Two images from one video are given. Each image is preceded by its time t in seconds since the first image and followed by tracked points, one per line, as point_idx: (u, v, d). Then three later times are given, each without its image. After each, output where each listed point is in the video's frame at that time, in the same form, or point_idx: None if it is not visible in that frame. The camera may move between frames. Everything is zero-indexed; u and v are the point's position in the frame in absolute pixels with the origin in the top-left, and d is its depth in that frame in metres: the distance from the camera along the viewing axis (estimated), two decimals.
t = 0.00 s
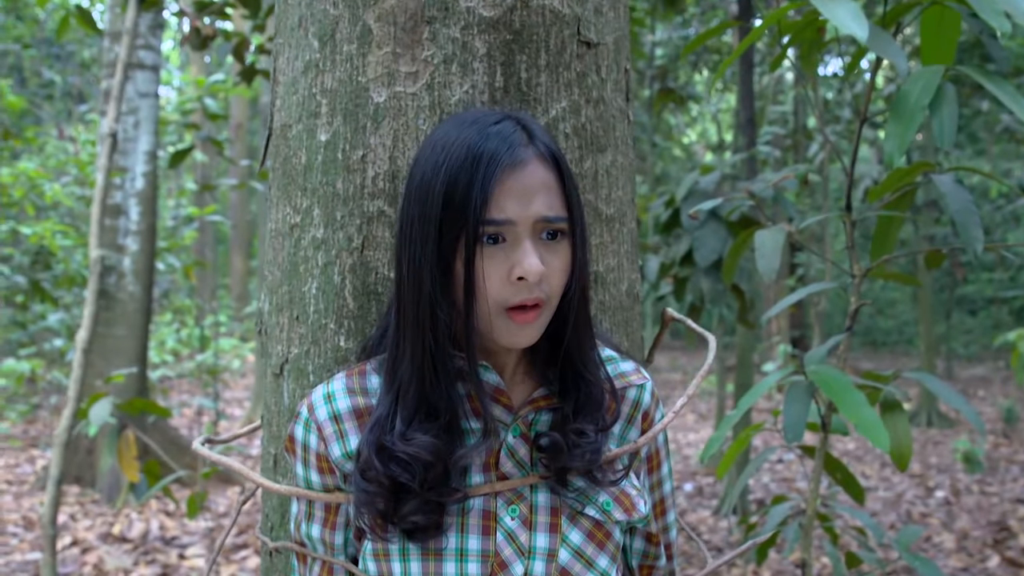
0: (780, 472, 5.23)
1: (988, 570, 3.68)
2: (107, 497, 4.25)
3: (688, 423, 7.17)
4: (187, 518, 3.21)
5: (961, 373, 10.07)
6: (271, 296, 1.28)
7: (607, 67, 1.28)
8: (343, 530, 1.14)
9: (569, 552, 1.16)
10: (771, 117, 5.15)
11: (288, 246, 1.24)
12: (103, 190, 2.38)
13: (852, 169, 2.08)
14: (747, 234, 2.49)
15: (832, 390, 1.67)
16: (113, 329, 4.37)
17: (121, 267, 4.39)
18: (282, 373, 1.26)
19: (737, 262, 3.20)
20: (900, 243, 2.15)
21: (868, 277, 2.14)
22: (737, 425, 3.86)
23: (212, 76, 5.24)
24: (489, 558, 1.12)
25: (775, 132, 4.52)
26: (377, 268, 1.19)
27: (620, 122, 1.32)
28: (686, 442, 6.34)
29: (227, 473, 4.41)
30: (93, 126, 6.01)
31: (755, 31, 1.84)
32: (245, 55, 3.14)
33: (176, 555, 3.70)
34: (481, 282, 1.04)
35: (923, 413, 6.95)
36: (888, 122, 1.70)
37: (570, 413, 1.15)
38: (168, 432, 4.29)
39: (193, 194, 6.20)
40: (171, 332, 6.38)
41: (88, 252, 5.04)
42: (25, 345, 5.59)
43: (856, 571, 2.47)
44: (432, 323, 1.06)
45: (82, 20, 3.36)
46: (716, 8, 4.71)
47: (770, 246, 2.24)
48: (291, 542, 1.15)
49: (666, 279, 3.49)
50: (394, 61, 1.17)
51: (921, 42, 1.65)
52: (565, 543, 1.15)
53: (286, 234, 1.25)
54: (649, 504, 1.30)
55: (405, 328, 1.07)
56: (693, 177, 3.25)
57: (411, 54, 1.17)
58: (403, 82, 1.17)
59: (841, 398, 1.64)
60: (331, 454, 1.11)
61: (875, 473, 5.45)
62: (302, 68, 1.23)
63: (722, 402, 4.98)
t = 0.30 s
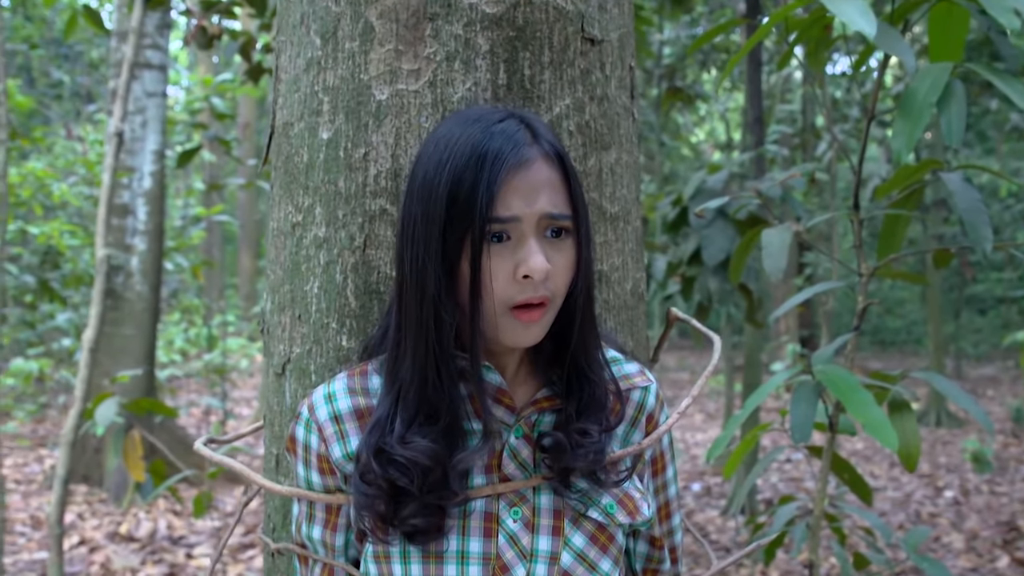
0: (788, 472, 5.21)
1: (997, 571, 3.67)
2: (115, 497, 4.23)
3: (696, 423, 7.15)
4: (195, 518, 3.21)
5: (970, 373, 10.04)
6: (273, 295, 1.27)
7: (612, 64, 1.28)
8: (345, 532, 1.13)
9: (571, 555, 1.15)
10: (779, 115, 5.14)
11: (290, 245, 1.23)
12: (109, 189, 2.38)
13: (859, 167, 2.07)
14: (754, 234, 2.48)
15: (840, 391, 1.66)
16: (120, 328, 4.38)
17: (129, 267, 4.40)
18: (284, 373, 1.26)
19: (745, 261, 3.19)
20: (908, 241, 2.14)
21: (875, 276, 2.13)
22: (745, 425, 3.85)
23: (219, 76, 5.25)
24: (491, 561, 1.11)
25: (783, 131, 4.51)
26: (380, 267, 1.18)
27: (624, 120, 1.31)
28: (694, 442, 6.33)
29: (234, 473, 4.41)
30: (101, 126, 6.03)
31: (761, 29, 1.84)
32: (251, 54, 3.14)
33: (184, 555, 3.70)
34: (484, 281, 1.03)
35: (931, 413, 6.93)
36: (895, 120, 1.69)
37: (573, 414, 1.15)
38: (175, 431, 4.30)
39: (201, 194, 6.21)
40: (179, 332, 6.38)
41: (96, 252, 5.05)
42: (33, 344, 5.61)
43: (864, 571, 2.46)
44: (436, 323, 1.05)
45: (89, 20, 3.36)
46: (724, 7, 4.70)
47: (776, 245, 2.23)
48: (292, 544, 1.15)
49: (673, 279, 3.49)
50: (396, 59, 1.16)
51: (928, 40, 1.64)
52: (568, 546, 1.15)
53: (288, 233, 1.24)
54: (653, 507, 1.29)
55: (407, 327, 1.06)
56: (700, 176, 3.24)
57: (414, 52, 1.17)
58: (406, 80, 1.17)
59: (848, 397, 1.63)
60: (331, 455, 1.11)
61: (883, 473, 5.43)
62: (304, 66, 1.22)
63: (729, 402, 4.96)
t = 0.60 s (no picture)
0: (798, 472, 5.20)
1: (1009, 571, 3.65)
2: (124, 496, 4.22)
3: (707, 422, 7.14)
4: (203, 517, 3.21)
5: (982, 373, 10.01)
6: (276, 294, 1.27)
7: (617, 61, 1.27)
8: (349, 537, 1.13)
9: (578, 557, 1.14)
10: (788, 114, 5.12)
11: (292, 243, 1.22)
12: (117, 188, 2.37)
13: (868, 165, 2.06)
14: (761, 233, 2.47)
15: (850, 391, 1.64)
16: (130, 327, 4.40)
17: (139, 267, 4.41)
18: (287, 373, 1.25)
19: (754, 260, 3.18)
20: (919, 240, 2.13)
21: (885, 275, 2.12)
22: (756, 425, 3.84)
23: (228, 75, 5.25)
24: (495, 564, 1.10)
25: (793, 130, 4.50)
26: (382, 265, 1.17)
27: (629, 117, 1.30)
28: (704, 441, 6.31)
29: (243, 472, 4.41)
30: (111, 126, 6.03)
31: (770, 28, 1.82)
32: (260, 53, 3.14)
33: (192, 554, 3.70)
34: (488, 279, 1.03)
35: (942, 413, 6.91)
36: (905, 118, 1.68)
37: (577, 414, 1.14)
38: (184, 430, 4.30)
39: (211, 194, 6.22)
40: (189, 331, 6.38)
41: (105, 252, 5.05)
42: (43, 344, 5.62)
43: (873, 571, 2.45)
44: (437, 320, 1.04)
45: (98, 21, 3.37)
46: (734, 6, 4.69)
47: (785, 244, 2.21)
48: (296, 550, 1.14)
49: (683, 278, 3.47)
50: (398, 55, 1.16)
51: (938, 38, 1.62)
52: (574, 549, 1.14)
53: (290, 231, 1.23)
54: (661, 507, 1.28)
55: (410, 325, 1.05)
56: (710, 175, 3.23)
57: (417, 48, 1.16)
58: (408, 77, 1.16)
59: (857, 398, 1.62)
60: (334, 461, 1.10)
61: (894, 473, 5.41)
62: (307, 63, 1.21)
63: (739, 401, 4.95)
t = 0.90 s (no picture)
0: (804, 472, 5.19)
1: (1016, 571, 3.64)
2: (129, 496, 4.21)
3: (713, 422, 7.13)
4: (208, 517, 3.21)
5: (989, 373, 9.98)
6: (275, 294, 1.26)
7: (619, 59, 1.26)
8: (350, 540, 1.12)
9: (582, 558, 1.13)
10: (794, 113, 5.12)
11: (292, 242, 1.22)
12: (122, 188, 2.37)
13: (874, 163, 2.05)
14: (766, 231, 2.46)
15: (855, 391, 1.63)
16: (136, 327, 4.41)
17: (145, 266, 4.42)
18: (285, 372, 1.24)
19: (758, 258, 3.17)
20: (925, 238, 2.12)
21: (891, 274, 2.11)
22: (761, 425, 3.83)
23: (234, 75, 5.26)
24: (498, 565, 1.09)
25: (799, 129, 4.49)
26: (382, 264, 1.16)
27: (631, 115, 1.29)
28: (710, 442, 6.31)
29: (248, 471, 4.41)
30: (117, 126, 6.04)
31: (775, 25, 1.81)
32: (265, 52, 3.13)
33: (198, 553, 3.70)
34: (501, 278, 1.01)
35: (949, 413, 6.90)
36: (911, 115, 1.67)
37: (583, 417, 1.14)
38: (190, 430, 4.30)
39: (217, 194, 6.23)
40: (195, 331, 6.38)
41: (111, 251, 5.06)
42: (50, 343, 5.62)
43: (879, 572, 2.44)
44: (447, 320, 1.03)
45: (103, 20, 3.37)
46: (739, 5, 4.69)
47: (789, 242, 2.20)
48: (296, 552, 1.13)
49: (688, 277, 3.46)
50: (399, 52, 1.15)
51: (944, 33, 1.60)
52: (577, 549, 1.13)
53: (289, 230, 1.23)
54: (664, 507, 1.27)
55: (417, 326, 1.04)
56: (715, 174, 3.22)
57: (416, 45, 1.15)
58: (409, 74, 1.15)
59: (862, 397, 1.61)
60: (335, 465, 1.09)
61: (901, 473, 5.40)
62: (306, 61, 1.20)
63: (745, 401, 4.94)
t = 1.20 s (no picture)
0: (811, 472, 5.17)
1: None
2: (134, 496, 4.20)
3: (720, 422, 7.11)
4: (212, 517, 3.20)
5: (997, 373, 9.95)
6: (274, 297, 1.25)
7: (620, 56, 1.25)
8: (352, 547, 1.11)
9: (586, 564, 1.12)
10: (801, 112, 5.10)
11: (289, 243, 1.21)
12: (125, 187, 2.36)
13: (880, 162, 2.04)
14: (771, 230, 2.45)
15: (860, 390, 1.62)
16: (141, 327, 4.44)
17: (150, 266, 4.42)
18: (282, 373, 1.23)
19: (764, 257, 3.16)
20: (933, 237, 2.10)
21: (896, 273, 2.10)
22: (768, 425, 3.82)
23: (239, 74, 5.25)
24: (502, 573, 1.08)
25: (805, 128, 4.48)
26: (380, 263, 1.16)
27: (633, 113, 1.28)
28: (716, 442, 6.29)
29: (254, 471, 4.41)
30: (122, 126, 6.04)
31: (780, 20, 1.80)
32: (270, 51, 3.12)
33: (202, 553, 3.69)
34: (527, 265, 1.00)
35: (957, 413, 6.87)
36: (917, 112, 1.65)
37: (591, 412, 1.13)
38: (195, 429, 4.30)
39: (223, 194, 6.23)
40: (201, 331, 6.38)
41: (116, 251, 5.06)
42: (55, 343, 5.62)
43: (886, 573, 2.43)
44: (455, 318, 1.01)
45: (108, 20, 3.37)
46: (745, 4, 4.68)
47: (794, 240, 2.19)
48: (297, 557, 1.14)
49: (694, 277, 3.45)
50: (398, 48, 1.14)
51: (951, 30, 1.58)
52: (581, 556, 1.12)
53: (287, 229, 1.22)
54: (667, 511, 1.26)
55: (435, 323, 1.03)
56: (721, 173, 3.21)
57: (415, 42, 1.14)
58: (407, 71, 1.14)
59: (867, 398, 1.59)
60: (337, 475, 1.08)
61: (908, 474, 5.38)
62: (303, 58, 1.19)
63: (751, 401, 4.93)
